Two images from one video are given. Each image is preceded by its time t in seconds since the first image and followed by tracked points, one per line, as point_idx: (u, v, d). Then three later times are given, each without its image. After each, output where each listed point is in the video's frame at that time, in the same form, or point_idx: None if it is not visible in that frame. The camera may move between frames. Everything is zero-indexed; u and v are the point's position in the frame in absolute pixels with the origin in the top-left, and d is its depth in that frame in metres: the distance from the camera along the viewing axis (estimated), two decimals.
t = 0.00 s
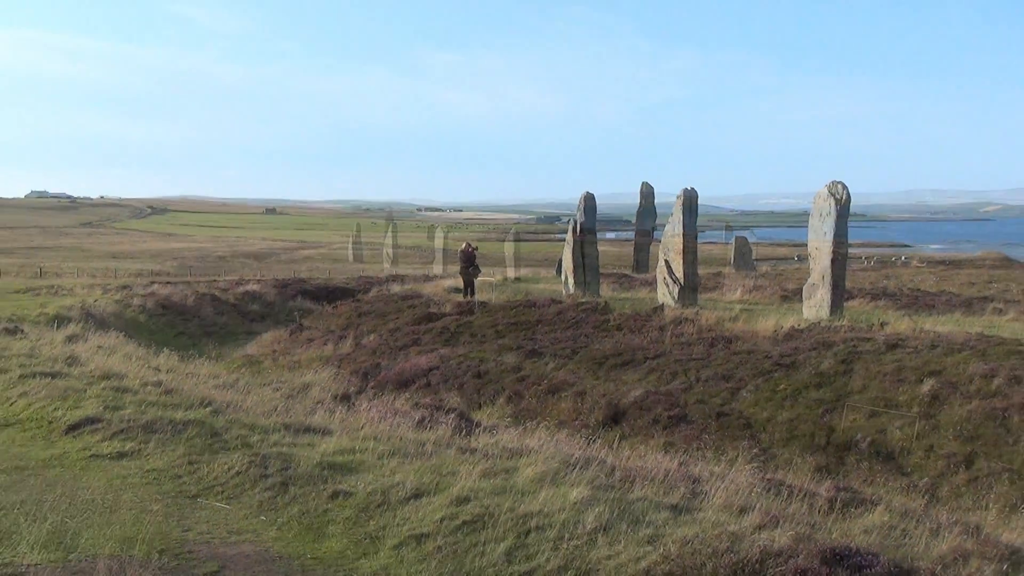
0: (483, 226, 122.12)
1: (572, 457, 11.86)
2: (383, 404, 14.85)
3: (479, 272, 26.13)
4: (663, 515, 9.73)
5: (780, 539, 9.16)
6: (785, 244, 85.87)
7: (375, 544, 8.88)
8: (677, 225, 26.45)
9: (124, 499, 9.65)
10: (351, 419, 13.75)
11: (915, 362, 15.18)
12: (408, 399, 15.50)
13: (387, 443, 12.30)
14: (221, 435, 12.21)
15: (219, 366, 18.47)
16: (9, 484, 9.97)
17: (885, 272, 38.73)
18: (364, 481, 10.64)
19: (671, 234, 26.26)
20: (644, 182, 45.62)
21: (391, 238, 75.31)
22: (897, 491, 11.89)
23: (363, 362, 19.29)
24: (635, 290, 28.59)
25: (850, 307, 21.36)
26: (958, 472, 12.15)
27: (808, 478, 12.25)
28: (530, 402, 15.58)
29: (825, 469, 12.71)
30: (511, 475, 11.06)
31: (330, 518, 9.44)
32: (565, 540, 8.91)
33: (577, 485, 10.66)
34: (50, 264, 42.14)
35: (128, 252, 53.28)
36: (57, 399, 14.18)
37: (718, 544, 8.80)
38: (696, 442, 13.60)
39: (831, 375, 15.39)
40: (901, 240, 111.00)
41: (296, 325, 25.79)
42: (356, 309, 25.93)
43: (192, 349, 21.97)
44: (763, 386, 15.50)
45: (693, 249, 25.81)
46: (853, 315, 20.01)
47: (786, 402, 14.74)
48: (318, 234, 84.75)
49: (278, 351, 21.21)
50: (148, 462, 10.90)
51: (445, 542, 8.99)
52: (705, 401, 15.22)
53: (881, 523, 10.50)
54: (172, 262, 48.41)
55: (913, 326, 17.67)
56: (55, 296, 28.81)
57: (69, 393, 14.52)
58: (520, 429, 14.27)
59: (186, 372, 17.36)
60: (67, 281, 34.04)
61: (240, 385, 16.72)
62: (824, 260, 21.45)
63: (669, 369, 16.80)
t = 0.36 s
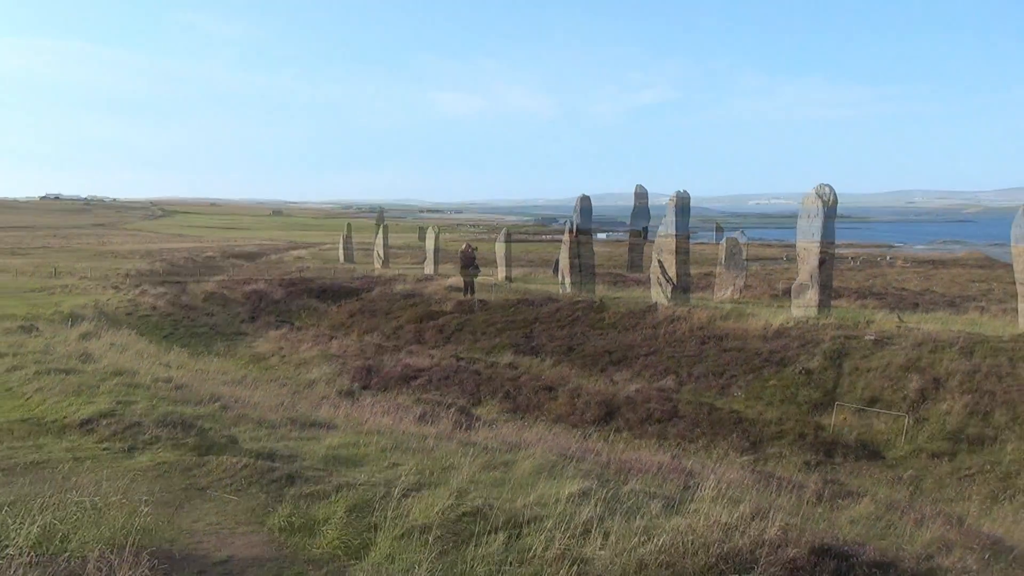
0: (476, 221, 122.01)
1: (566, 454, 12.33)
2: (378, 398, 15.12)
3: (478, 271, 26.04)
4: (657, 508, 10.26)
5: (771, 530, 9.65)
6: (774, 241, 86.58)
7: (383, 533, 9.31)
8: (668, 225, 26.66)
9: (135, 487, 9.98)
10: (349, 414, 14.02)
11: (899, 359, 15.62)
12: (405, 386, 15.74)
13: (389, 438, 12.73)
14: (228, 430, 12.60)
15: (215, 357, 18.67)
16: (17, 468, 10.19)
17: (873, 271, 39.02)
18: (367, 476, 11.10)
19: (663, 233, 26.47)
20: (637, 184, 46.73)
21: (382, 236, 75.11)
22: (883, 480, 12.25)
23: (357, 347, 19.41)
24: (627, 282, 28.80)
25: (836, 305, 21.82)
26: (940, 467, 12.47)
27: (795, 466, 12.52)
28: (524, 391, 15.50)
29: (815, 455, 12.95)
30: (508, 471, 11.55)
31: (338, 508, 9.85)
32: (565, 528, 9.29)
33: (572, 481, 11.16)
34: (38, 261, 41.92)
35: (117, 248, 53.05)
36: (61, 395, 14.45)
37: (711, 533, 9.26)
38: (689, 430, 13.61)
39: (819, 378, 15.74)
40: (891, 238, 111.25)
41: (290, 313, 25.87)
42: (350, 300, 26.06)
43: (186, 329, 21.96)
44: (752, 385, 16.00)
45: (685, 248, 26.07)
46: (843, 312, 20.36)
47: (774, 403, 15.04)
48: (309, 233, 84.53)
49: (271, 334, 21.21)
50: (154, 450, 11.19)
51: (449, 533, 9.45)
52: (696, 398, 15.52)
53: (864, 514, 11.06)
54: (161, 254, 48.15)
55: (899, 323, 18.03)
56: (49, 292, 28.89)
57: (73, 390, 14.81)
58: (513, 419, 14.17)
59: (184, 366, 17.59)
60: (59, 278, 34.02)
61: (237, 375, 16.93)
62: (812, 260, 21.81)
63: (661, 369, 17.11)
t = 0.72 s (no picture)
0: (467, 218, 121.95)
1: (557, 454, 12.43)
2: (368, 398, 15.13)
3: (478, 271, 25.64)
4: (646, 506, 10.37)
5: (759, 528, 9.78)
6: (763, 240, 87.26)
7: (375, 531, 9.35)
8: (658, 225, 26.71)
9: (126, 487, 9.97)
10: (339, 415, 13.99)
11: (887, 356, 15.78)
12: (394, 385, 15.70)
13: (381, 437, 12.79)
14: (220, 431, 12.64)
15: (206, 356, 18.64)
16: (7, 467, 10.15)
17: (862, 271, 39.29)
18: (359, 475, 11.15)
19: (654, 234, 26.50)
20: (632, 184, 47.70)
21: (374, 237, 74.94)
22: (871, 477, 12.40)
23: (347, 344, 19.37)
24: (618, 281, 28.86)
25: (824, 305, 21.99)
26: (925, 466, 12.59)
27: (783, 464, 12.64)
28: (515, 386, 15.47)
29: (804, 449, 13.04)
30: (499, 470, 11.63)
31: (329, 505, 9.87)
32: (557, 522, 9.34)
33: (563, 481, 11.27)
34: (26, 262, 41.61)
35: (106, 249, 52.71)
36: (52, 396, 14.42)
37: (701, 529, 9.35)
38: (680, 426, 13.66)
39: (806, 379, 15.81)
40: (881, 238, 111.96)
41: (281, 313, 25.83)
42: (339, 297, 25.98)
43: (176, 326, 21.88)
44: (741, 385, 16.16)
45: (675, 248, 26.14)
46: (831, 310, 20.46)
47: (761, 405, 15.15)
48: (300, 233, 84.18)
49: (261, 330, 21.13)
50: (143, 450, 11.15)
51: (440, 533, 9.51)
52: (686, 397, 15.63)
53: (851, 512, 11.23)
54: (151, 254, 47.90)
55: (886, 322, 18.18)
56: (37, 293, 28.67)
57: (63, 391, 14.79)
58: (503, 418, 14.18)
59: (175, 366, 17.57)
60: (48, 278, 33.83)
61: (228, 375, 16.93)
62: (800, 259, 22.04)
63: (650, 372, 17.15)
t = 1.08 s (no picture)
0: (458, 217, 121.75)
1: (546, 454, 12.45)
2: (356, 400, 15.08)
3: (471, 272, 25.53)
4: (636, 506, 10.40)
5: (747, 527, 9.83)
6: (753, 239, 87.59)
7: (363, 533, 9.33)
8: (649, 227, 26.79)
9: (113, 489, 9.89)
10: (328, 417, 13.97)
11: (874, 355, 15.89)
12: (384, 386, 15.67)
13: (369, 439, 12.77)
14: (208, 433, 12.58)
15: (194, 357, 18.54)
16: None
17: (850, 270, 39.50)
18: (348, 477, 11.13)
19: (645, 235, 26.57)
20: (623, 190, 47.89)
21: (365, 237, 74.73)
22: (858, 475, 12.48)
23: (336, 345, 19.31)
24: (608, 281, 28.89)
25: (812, 304, 22.11)
26: (912, 465, 12.67)
27: (771, 463, 12.71)
28: (505, 385, 15.47)
29: (792, 448, 13.11)
30: (488, 471, 11.63)
31: (318, 506, 9.84)
32: (546, 520, 9.35)
33: (552, 482, 11.28)
34: (11, 262, 41.18)
35: (93, 250, 52.30)
36: (38, 399, 14.31)
37: (689, 528, 9.39)
38: (669, 425, 13.69)
39: (794, 378, 15.87)
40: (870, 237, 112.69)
41: (270, 315, 25.72)
42: (329, 297, 25.88)
43: (164, 327, 21.75)
44: (730, 385, 16.23)
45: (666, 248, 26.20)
46: (820, 310, 20.58)
47: (751, 408, 15.20)
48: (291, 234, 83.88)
49: (249, 331, 21.02)
50: (130, 452, 11.07)
51: (429, 534, 9.50)
52: (675, 397, 15.67)
53: (838, 511, 11.30)
54: (138, 255, 47.54)
55: (873, 321, 18.32)
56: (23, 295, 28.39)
57: (50, 394, 14.68)
58: (493, 418, 14.17)
59: (163, 368, 17.47)
60: (34, 279, 33.55)
61: (216, 376, 16.85)
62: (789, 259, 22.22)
63: (639, 374, 17.20)
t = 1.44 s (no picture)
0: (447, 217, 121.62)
1: (534, 455, 12.44)
2: (342, 402, 15.02)
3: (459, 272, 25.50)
4: (623, 505, 10.41)
5: (734, 526, 9.86)
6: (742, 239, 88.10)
7: (351, 534, 9.28)
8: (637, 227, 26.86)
9: (97, 492, 9.78)
10: (315, 419, 13.91)
11: (859, 354, 16.00)
12: (370, 387, 15.62)
13: (356, 440, 12.73)
14: (194, 436, 12.50)
15: (181, 360, 18.40)
16: None
17: (836, 270, 39.78)
18: (335, 479, 11.08)
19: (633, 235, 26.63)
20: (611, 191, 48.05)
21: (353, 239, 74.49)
22: (844, 473, 12.55)
23: (323, 347, 19.23)
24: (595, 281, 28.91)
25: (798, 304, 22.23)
26: (897, 463, 12.76)
27: (758, 462, 12.77)
28: (493, 386, 15.46)
29: (779, 446, 13.15)
30: (476, 472, 11.62)
31: (305, 508, 9.79)
32: (534, 520, 9.34)
33: (540, 483, 11.28)
34: None
35: (77, 252, 51.76)
36: (21, 402, 14.15)
37: (676, 528, 9.40)
38: (657, 424, 13.72)
39: (781, 377, 15.94)
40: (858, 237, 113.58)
41: (256, 317, 25.57)
42: (316, 299, 25.76)
43: (150, 329, 21.59)
44: (717, 385, 16.28)
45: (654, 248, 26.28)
46: (806, 309, 20.70)
47: (738, 406, 15.26)
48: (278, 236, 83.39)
49: (235, 332, 20.90)
50: (115, 456, 10.97)
51: (417, 536, 9.47)
52: (662, 397, 15.70)
53: (825, 508, 11.36)
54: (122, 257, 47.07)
55: (858, 320, 18.45)
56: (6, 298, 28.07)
57: (33, 398, 14.53)
58: (480, 419, 14.16)
59: (148, 371, 17.33)
60: (17, 281, 33.17)
61: (203, 379, 16.74)
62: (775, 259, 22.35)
63: (627, 374, 17.23)
